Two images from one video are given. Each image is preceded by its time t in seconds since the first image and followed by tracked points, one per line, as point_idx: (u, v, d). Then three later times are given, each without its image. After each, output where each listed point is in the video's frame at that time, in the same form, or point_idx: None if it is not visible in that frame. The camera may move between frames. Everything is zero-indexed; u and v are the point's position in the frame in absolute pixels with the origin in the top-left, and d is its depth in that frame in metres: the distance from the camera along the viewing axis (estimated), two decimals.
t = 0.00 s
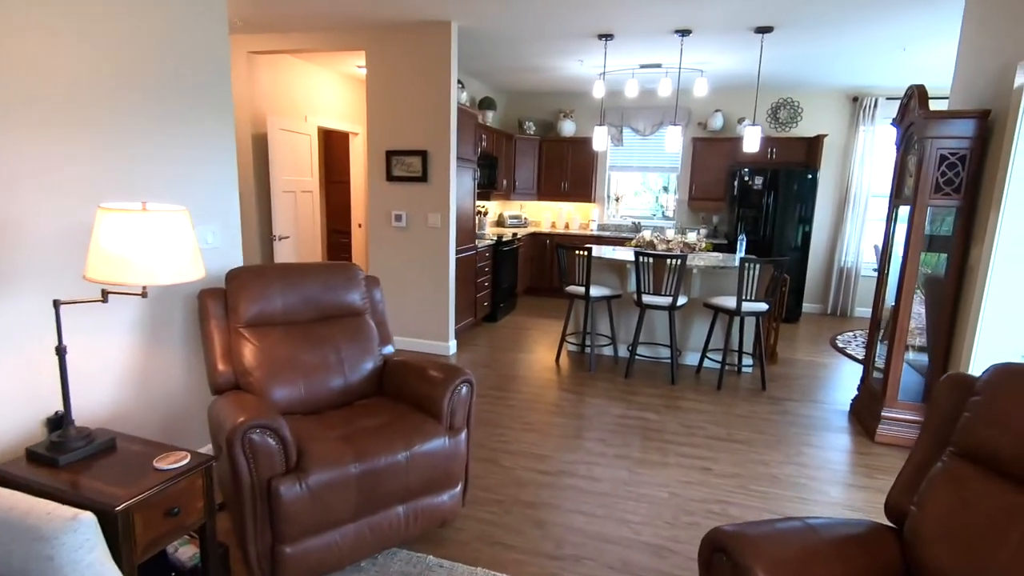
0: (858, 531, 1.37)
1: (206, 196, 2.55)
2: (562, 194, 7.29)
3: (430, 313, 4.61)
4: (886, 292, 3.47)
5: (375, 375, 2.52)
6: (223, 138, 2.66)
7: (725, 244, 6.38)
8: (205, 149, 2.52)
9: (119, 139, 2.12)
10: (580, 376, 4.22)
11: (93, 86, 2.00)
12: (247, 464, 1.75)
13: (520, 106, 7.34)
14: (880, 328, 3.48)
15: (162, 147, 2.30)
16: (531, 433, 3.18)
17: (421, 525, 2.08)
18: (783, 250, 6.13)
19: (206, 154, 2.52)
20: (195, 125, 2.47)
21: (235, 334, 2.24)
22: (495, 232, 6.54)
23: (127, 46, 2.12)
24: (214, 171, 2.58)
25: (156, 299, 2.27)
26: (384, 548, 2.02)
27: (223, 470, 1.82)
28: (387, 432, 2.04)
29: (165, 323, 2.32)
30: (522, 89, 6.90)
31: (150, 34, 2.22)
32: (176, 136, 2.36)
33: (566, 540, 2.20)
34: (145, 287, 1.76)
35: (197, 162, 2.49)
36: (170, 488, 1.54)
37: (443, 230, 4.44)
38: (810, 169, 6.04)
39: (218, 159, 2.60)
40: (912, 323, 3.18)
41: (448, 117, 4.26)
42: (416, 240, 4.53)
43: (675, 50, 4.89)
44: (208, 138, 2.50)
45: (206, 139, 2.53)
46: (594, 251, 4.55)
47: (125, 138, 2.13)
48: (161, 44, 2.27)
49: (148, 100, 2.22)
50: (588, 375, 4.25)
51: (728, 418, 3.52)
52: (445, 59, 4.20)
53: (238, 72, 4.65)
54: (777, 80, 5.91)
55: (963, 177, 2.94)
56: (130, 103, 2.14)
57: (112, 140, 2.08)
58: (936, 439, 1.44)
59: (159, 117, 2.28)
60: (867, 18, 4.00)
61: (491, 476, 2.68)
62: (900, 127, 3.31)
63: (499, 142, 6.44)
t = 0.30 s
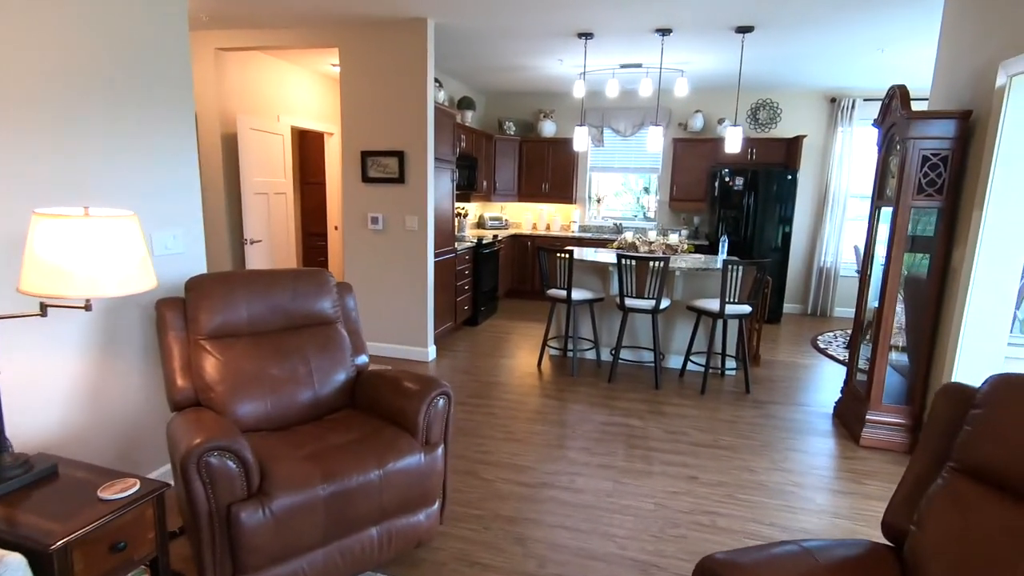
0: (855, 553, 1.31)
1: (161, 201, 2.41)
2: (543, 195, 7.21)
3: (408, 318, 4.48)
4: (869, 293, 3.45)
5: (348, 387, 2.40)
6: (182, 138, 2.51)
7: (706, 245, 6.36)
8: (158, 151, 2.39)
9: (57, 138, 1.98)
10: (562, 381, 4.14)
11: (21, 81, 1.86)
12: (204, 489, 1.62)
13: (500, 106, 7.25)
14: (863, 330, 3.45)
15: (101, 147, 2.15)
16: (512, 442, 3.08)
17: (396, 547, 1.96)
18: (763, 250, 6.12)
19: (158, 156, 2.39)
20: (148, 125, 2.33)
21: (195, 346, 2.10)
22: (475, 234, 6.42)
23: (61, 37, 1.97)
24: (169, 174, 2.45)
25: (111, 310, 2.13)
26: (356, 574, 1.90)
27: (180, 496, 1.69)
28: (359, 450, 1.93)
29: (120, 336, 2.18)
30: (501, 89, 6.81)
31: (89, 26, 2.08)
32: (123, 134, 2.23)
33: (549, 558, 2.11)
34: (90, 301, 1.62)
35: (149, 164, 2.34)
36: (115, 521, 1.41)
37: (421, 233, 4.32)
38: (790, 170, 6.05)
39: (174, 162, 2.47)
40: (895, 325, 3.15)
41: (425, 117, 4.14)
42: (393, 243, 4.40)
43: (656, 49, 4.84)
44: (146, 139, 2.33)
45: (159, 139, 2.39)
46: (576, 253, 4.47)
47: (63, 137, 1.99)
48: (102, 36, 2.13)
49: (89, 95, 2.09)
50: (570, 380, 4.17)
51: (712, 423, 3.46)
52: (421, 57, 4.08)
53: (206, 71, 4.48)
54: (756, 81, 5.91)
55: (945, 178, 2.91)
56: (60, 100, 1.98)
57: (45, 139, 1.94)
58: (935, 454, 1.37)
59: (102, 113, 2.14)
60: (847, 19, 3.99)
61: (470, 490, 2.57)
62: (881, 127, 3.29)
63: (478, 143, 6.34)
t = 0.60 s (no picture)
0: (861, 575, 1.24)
1: (123, 201, 2.26)
2: (526, 195, 7.13)
3: (389, 322, 4.36)
4: (856, 294, 3.42)
5: (324, 397, 2.28)
6: (146, 134, 2.37)
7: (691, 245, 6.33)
8: (120, 149, 2.25)
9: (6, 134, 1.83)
10: (548, 384, 4.05)
11: None
12: (165, 513, 1.50)
13: (483, 105, 7.15)
14: (850, 331, 3.43)
15: (56, 144, 2.00)
16: (497, 450, 2.99)
17: (375, 567, 1.86)
18: (747, 250, 6.09)
19: (120, 154, 2.25)
20: (108, 121, 2.19)
21: (159, 356, 1.98)
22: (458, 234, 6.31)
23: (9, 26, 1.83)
24: (132, 172, 2.30)
25: (68, 320, 1.99)
26: None
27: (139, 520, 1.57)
28: (335, 465, 1.82)
29: (78, 346, 2.04)
30: (484, 87, 6.72)
31: (42, 15, 1.93)
32: (81, 131, 2.09)
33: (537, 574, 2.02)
34: (36, 312, 1.49)
35: (109, 163, 2.20)
36: (62, 554, 1.29)
37: (403, 233, 4.20)
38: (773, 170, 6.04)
39: (138, 160, 2.33)
40: (883, 327, 3.12)
41: (406, 115, 4.03)
42: (373, 244, 4.27)
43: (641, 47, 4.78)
44: (105, 135, 2.18)
45: (120, 136, 2.25)
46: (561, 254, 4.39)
47: (12, 133, 1.85)
48: (57, 26, 1.99)
49: (41, 89, 1.94)
50: (555, 383, 4.09)
51: (700, 427, 3.40)
52: (401, 53, 3.96)
53: (177, 66, 4.30)
54: (741, 80, 5.89)
55: (932, 178, 2.88)
56: (8, 93, 1.83)
57: None
58: (940, 467, 1.32)
59: (57, 109, 1.99)
60: (832, 18, 3.96)
61: (454, 502, 2.47)
62: (868, 127, 3.26)
63: (461, 141, 6.24)
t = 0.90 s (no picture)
0: None
1: (84, 201, 2.12)
2: (512, 195, 7.03)
3: (372, 325, 4.23)
4: (847, 295, 3.39)
5: (302, 408, 2.16)
6: (110, 130, 2.23)
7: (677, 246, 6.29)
8: (81, 145, 2.11)
9: None
10: (535, 389, 3.96)
11: None
12: (123, 541, 1.38)
13: (468, 104, 7.06)
14: (841, 332, 3.39)
15: (8, 139, 1.86)
16: (485, 459, 2.89)
17: None
18: (733, 250, 6.03)
19: (81, 150, 2.11)
20: (67, 116, 2.05)
21: (122, 367, 1.84)
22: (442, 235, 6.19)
23: None
24: (95, 170, 2.16)
25: (19, 328, 1.86)
26: None
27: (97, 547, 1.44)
28: (312, 482, 1.71)
29: (31, 355, 1.91)
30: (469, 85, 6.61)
31: None
32: (36, 126, 1.94)
33: None
34: None
35: (69, 160, 2.06)
36: None
37: (386, 234, 4.08)
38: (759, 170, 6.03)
39: (102, 157, 2.19)
40: (875, 328, 3.09)
41: (388, 112, 3.91)
42: (355, 246, 4.14)
43: (628, 46, 4.73)
44: (63, 131, 2.04)
45: (82, 132, 2.11)
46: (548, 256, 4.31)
47: None
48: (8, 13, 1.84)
49: None
50: (543, 387, 4.00)
51: (691, 431, 3.34)
52: (383, 48, 3.84)
53: (149, 61, 4.13)
54: (727, 80, 5.87)
55: (924, 178, 2.85)
56: None
57: None
58: (955, 478, 1.27)
59: (8, 101, 1.85)
60: (820, 18, 3.94)
61: (440, 515, 2.37)
62: (858, 127, 3.23)
63: (445, 141, 6.12)
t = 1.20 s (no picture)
0: None
1: (44, 203, 1.98)
2: (498, 196, 6.93)
3: (356, 330, 4.10)
4: (841, 296, 3.34)
5: (281, 423, 2.04)
6: (73, 127, 2.08)
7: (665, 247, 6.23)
8: (40, 143, 1.96)
9: None
10: (525, 394, 3.86)
11: None
12: None
13: (453, 103, 6.94)
14: (835, 334, 3.34)
15: None
16: (474, 469, 2.78)
17: None
18: (720, 250, 5.99)
19: (40, 149, 1.96)
20: (24, 112, 1.90)
21: (83, 381, 1.71)
22: (428, 237, 6.06)
23: None
24: (56, 170, 2.02)
25: None
26: None
27: None
28: (291, 505, 1.59)
29: None
30: (454, 84, 6.50)
31: None
32: None
33: None
34: None
35: (26, 159, 1.91)
36: None
37: (370, 236, 3.95)
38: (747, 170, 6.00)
39: (64, 157, 2.05)
40: (870, 330, 3.04)
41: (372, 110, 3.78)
42: (338, 249, 4.01)
43: (616, 44, 4.66)
44: (20, 128, 1.89)
45: (41, 129, 1.96)
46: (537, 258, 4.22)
47: None
48: None
49: None
50: (533, 392, 3.90)
51: (686, 437, 3.27)
52: (367, 44, 3.72)
53: (120, 57, 3.96)
54: (715, 80, 5.83)
55: (920, 177, 2.80)
56: None
57: None
58: (982, 497, 1.26)
59: None
60: (810, 17, 3.90)
61: (428, 532, 2.26)
62: (851, 126, 3.18)
63: (430, 140, 6.01)
